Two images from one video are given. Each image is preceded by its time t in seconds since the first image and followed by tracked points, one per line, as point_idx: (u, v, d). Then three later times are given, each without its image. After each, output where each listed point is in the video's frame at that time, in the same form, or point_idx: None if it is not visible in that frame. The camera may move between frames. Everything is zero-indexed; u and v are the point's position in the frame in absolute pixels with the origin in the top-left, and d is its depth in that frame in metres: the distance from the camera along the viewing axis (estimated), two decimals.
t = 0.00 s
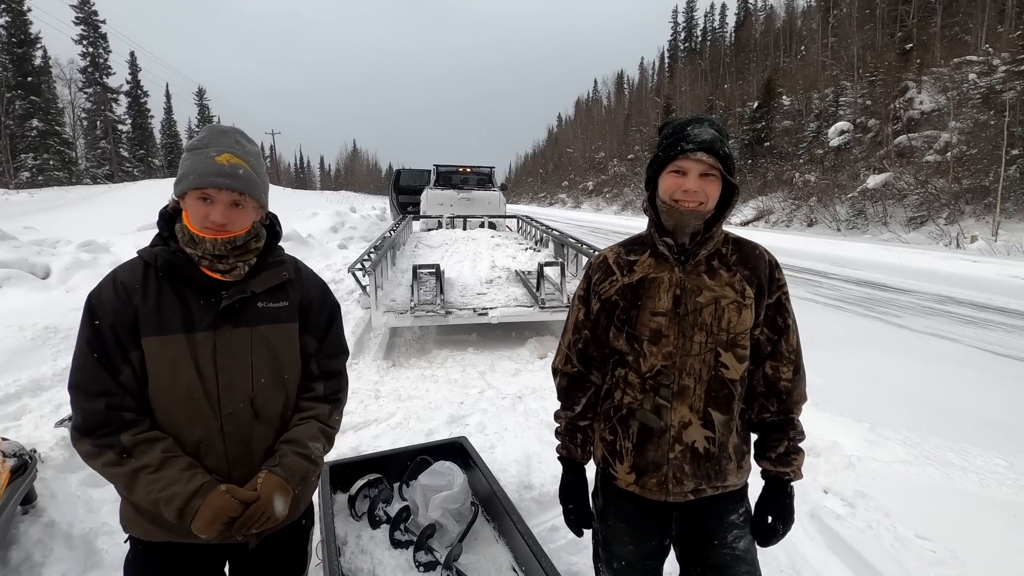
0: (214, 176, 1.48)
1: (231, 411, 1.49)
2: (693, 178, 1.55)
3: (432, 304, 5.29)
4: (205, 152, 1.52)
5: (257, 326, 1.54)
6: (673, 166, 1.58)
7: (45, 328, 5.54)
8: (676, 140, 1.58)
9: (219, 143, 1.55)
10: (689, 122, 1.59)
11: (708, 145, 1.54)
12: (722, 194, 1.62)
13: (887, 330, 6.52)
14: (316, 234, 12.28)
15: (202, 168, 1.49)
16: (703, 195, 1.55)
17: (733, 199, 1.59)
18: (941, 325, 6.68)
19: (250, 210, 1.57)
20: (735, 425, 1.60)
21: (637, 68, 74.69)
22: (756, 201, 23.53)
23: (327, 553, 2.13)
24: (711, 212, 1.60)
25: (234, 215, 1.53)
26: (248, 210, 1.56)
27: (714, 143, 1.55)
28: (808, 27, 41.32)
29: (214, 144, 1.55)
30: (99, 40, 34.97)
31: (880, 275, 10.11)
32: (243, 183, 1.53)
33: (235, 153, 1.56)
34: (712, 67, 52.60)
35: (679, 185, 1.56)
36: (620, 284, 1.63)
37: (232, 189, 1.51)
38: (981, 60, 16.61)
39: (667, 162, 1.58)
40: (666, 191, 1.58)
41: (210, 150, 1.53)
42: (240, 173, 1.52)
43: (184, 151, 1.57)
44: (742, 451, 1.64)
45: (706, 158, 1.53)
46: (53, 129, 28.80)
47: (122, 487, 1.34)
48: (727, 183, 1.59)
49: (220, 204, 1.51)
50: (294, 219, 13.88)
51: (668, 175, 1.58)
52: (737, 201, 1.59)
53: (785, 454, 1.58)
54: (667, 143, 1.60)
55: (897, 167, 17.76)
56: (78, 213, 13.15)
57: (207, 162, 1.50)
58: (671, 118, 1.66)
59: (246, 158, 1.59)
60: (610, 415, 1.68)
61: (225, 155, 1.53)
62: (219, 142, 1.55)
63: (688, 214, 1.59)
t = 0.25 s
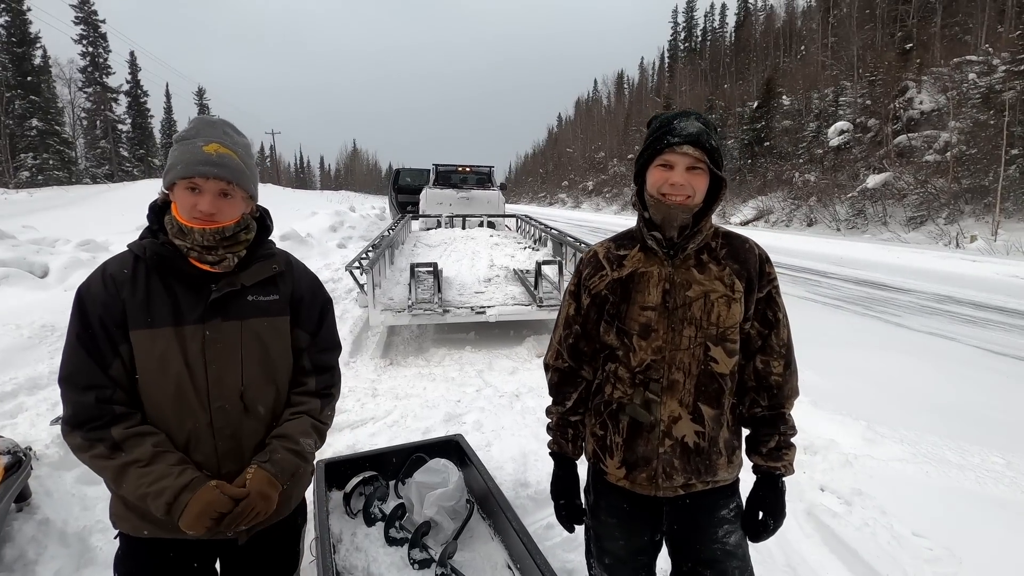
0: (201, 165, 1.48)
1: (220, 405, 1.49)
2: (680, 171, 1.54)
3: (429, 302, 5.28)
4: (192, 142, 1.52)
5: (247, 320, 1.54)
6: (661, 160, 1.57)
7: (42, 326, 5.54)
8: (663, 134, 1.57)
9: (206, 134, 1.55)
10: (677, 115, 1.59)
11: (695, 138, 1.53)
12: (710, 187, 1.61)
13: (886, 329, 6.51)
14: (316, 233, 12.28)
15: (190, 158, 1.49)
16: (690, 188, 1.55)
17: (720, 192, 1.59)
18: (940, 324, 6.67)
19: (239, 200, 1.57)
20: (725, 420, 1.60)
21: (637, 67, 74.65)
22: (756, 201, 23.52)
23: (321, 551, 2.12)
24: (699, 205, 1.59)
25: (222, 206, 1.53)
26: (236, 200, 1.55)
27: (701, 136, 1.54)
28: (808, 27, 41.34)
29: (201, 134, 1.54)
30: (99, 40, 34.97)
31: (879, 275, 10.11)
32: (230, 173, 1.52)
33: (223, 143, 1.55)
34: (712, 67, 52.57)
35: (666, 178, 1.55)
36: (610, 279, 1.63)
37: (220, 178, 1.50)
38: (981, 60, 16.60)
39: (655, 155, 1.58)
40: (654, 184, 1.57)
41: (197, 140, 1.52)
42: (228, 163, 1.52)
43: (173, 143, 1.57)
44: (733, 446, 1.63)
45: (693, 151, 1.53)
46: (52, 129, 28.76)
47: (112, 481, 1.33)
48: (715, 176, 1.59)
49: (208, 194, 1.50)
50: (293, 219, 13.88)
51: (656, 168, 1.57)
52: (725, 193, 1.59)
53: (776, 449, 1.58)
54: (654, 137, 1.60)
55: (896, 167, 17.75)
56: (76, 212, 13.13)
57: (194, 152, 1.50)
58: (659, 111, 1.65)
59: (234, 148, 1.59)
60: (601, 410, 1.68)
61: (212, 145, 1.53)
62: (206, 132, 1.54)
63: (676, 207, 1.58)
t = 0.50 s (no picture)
0: (206, 163, 1.48)
1: (226, 405, 1.49)
2: (684, 170, 1.54)
3: (431, 302, 5.28)
4: (197, 139, 1.52)
5: (252, 319, 1.53)
6: (666, 158, 1.57)
7: (43, 326, 5.54)
8: (668, 133, 1.57)
9: (211, 132, 1.54)
10: (681, 115, 1.58)
11: (700, 137, 1.53)
12: (714, 187, 1.61)
13: (887, 329, 6.51)
14: (316, 233, 12.28)
15: (195, 156, 1.49)
16: (695, 187, 1.54)
17: (725, 191, 1.59)
18: (941, 324, 6.68)
19: (243, 198, 1.56)
20: (730, 419, 1.60)
21: (637, 67, 74.67)
22: (756, 201, 23.53)
23: (324, 551, 2.12)
24: (703, 205, 1.59)
25: (227, 203, 1.53)
26: (241, 198, 1.55)
27: (706, 136, 1.54)
28: (808, 27, 41.34)
29: (206, 132, 1.54)
30: (99, 40, 34.97)
31: (880, 275, 10.11)
32: (235, 171, 1.53)
33: (228, 141, 1.55)
34: (712, 66, 52.57)
35: (671, 177, 1.55)
36: (614, 278, 1.63)
37: (225, 176, 1.51)
38: (981, 60, 16.60)
39: (659, 154, 1.58)
40: (659, 183, 1.57)
41: (202, 138, 1.52)
42: (233, 161, 1.52)
43: (178, 141, 1.57)
44: (737, 445, 1.63)
45: (697, 150, 1.53)
46: (52, 129, 28.75)
47: (118, 483, 1.33)
48: (719, 176, 1.58)
49: (214, 192, 1.50)
50: (294, 218, 13.89)
51: (660, 168, 1.57)
52: (729, 193, 1.59)
53: (780, 447, 1.58)
54: (658, 136, 1.60)
55: (896, 167, 17.75)
56: (77, 212, 13.13)
57: (199, 150, 1.50)
58: (663, 110, 1.65)
59: (239, 146, 1.59)
60: (605, 410, 1.67)
61: (218, 143, 1.53)
62: (211, 130, 1.54)
63: (681, 207, 1.58)
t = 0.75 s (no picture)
0: (208, 163, 1.49)
1: (228, 405, 1.49)
2: (684, 171, 1.55)
3: (431, 302, 5.28)
4: (199, 140, 1.52)
5: (254, 319, 1.54)
6: (665, 159, 1.57)
7: (43, 326, 5.54)
8: (668, 134, 1.57)
9: (213, 133, 1.55)
10: (681, 116, 1.59)
11: (700, 138, 1.54)
12: (714, 188, 1.62)
13: (886, 329, 6.52)
14: (316, 233, 12.29)
15: (197, 156, 1.50)
16: (694, 189, 1.55)
17: (724, 191, 1.59)
18: (941, 324, 6.68)
19: (245, 198, 1.57)
20: (728, 419, 1.60)
21: (637, 67, 74.70)
22: (755, 201, 23.54)
23: (325, 551, 2.12)
24: (703, 206, 1.60)
25: (229, 203, 1.53)
26: (242, 198, 1.56)
27: (706, 137, 1.55)
28: (808, 27, 41.38)
29: (208, 134, 1.55)
30: (98, 40, 34.98)
31: (879, 275, 10.13)
32: (237, 171, 1.53)
33: (230, 142, 1.56)
34: (712, 67, 52.61)
35: (671, 179, 1.56)
36: (613, 279, 1.64)
37: (227, 176, 1.51)
38: (980, 60, 16.61)
39: (659, 155, 1.58)
40: (658, 185, 1.58)
41: (204, 139, 1.53)
42: (235, 161, 1.53)
43: (180, 142, 1.57)
44: (735, 445, 1.63)
45: (697, 151, 1.54)
46: (52, 129, 28.72)
47: (120, 486, 1.34)
48: (719, 177, 1.59)
49: (215, 192, 1.51)
50: (294, 219, 13.90)
51: (661, 169, 1.57)
52: (728, 194, 1.59)
53: (779, 447, 1.58)
54: (658, 137, 1.60)
55: (896, 167, 17.76)
56: (77, 212, 13.13)
57: (201, 151, 1.50)
58: (663, 111, 1.65)
59: (242, 147, 1.60)
60: (603, 411, 1.68)
61: (220, 144, 1.53)
62: (213, 131, 1.55)
63: (680, 208, 1.58)
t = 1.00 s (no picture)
0: (213, 162, 1.49)
1: (231, 405, 1.49)
2: (690, 169, 1.54)
3: (431, 303, 5.27)
4: (203, 139, 1.52)
5: (258, 318, 1.54)
6: (670, 157, 1.57)
7: (43, 327, 5.53)
8: (673, 132, 1.57)
9: (217, 132, 1.55)
10: (686, 114, 1.58)
11: (705, 137, 1.54)
12: (717, 188, 1.62)
13: (886, 330, 6.53)
14: (316, 234, 12.29)
15: (201, 155, 1.50)
16: (699, 188, 1.55)
17: (728, 191, 1.59)
18: (940, 324, 6.70)
19: (249, 197, 1.57)
20: (727, 420, 1.60)
21: (637, 67, 74.73)
22: (755, 202, 23.55)
23: (326, 552, 2.12)
24: (706, 206, 1.60)
25: (232, 202, 1.53)
26: (246, 197, 1.56)
27: (711, 135, 1.55)
28: (807, 27, 41.43)
29: (212, 133, 1.54)
30: (98, 41, 34.99)
31: (879, 275, 10.14)
32: (241, 170, 1.53)
33: (233, 141, 1.56)
34: (712, 67, 52.64)
35: (676, 177, 1.55)
36: (613, 278, 1.63)
37: (231, 175, 1.51)
38: (980, 60, 16.62)
39: (664, 154, 1.58)
40: (664, 183, 1.58)
41: (208, 138, 1.53)
42: (238, 160, 1.53)
43: (184, 140, 1.57)
44: (736, 447, 1.63)
45: (704, 150, 1.53)
46: (51, 129, 28.70)
47: (124, 488, 1.33)
48: (722, 177, 1.59)
49: (219, 190, 1.50)
50: (294, 219, 13.90)
51: (665, 167, 1.57)
52: (732, 194, 1.59)
53: (778, 450, 1.58)
54: (663, 135, 1.59)
55: (896, 167, 17.77)
56: (77, 212, 13.13)
57: (205, 150, 1.50)
58: (668, 110, 1.65)
59: (245, 146, 1.60)
60: (602, 411, 1.68)
61: (223, 143, 1.53)
62: (217, 130, 1.54)
63: (684, 208, 1.59)
